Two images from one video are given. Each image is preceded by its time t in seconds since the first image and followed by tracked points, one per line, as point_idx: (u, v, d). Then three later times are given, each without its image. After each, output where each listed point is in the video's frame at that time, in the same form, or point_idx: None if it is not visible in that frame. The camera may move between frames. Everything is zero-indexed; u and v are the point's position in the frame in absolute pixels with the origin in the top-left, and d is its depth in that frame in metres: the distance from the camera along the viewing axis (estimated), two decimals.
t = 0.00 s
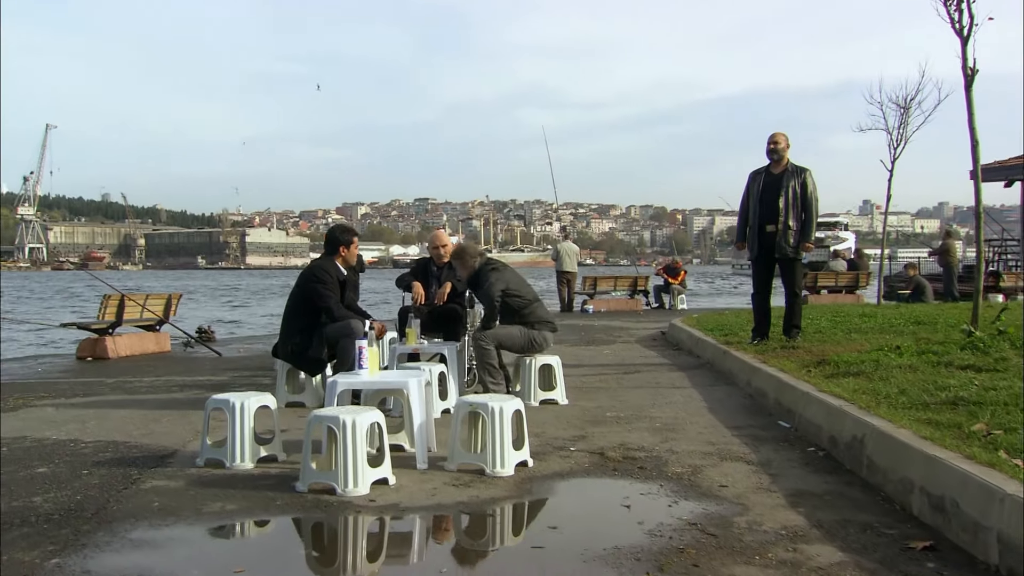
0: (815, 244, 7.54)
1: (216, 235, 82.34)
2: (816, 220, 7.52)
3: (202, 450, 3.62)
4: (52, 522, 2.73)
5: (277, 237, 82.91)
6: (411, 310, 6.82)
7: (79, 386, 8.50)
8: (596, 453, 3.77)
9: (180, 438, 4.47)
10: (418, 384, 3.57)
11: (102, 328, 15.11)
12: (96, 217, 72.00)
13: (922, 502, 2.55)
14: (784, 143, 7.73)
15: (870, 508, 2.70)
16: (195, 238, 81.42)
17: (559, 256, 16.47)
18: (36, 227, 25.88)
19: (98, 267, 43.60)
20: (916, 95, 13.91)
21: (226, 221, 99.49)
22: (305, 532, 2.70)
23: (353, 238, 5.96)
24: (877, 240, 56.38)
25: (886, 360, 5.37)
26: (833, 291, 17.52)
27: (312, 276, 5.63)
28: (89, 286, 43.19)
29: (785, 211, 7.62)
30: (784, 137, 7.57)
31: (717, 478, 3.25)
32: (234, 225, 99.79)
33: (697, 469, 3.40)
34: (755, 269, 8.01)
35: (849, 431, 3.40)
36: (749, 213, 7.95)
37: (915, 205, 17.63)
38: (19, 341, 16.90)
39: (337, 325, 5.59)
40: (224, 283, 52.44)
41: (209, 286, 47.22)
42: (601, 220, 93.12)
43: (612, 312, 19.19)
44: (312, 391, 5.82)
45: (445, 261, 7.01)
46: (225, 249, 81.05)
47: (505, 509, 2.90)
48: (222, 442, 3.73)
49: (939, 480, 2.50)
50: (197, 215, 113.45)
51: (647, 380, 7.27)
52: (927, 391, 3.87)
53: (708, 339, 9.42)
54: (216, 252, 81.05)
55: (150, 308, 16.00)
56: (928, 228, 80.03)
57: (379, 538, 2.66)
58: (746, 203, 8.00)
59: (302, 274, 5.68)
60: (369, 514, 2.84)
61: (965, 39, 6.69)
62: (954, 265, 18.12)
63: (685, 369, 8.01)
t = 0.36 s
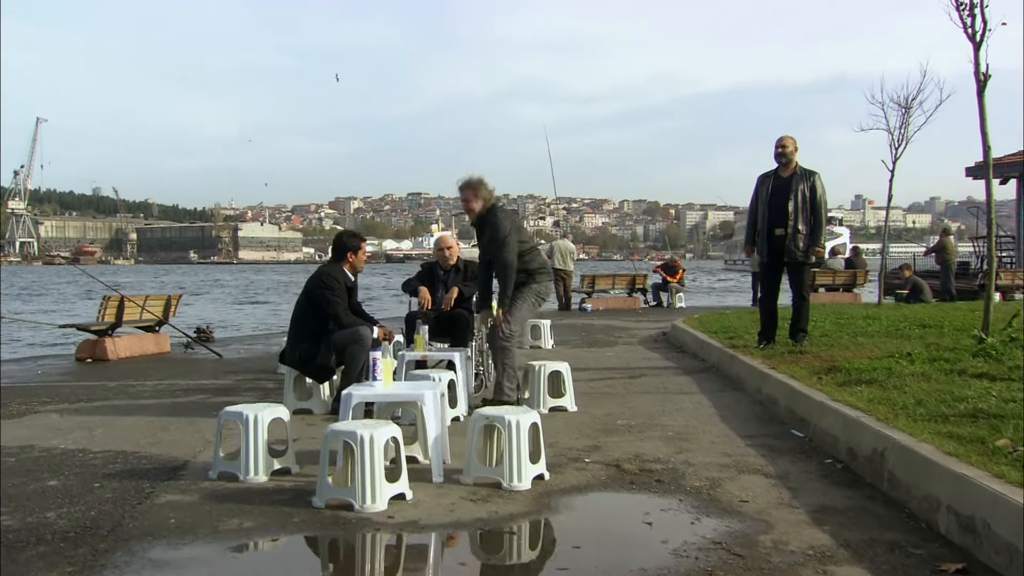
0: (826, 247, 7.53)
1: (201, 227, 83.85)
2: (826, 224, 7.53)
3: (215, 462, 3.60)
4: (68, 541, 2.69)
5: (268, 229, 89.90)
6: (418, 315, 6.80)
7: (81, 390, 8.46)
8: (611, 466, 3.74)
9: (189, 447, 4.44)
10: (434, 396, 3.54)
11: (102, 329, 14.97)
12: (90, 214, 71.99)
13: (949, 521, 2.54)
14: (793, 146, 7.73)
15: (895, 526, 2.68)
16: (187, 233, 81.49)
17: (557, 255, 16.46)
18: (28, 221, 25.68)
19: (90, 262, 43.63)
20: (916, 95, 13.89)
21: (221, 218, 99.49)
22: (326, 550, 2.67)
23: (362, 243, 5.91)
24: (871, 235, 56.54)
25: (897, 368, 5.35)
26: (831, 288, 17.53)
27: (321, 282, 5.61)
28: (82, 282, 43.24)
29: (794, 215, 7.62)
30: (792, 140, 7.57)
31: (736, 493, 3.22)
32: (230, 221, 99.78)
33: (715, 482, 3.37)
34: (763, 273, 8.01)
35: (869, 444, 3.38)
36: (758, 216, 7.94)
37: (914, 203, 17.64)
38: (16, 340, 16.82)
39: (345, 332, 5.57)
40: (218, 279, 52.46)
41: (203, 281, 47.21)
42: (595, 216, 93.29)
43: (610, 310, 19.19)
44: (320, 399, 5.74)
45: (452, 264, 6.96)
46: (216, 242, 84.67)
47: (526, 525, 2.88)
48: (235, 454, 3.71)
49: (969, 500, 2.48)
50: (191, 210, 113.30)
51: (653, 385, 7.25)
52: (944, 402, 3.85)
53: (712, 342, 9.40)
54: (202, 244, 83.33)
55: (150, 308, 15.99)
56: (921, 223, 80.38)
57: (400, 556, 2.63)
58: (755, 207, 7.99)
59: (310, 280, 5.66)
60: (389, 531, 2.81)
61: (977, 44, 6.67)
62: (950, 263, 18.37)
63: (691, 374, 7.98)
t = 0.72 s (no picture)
0: (837, 255, 7.50)
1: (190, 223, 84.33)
2: (837, 231, 7.52)
3: (228, 479, 3.56)
4: (86, 567, 2.66)
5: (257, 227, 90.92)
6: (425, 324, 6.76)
7: (83, 398, 8.42)
8: (628, 482, 3.71)
9: (199, 462, 4.41)
10: (450, 412, 3.51)
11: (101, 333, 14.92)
12: (82, 212, 71.92)
13: (980, 545, 2.53)
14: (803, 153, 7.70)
15: (923, 549, 2.66)
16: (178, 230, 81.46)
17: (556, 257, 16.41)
18: (21, 222, 25.57)
19: (80, 260, 43.64)
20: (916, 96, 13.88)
21: (215, 217, 99.54)
22: (347, 574, 2.64)
23: (369, 253, 5.86)
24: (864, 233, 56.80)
25: (910, 378, 5.32)
26: (828, 289, 17.55)
27: (328, 292, 5.57)
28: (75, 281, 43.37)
29: (805, 222, 7.60)
30: (803, 147, 7.54)
31: (757, 511, 3.20)
32: (223, 221, 99.87)
33: (735, 500, 3.34)
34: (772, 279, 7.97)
35: (889, 462, 3.36)
36: (768, 223, 7.91)
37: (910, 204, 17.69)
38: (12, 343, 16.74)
39: (352, 342, 5.54)
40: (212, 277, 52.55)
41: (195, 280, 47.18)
42: (588, 214, 93.46)
43: (608, 310, 19.19)
44: (328, 409, 5.70)
45: (457, 271, 6.92)
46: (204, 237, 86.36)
47: (547, 547, 2.85)
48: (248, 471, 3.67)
49: (1002, 525, 2.46)
50: (184, 209, 113.13)
51: (659, 393, 7.22)
52: (962, 417, 3.83)
53: (717, 348, 9.39)
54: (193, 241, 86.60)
55: (148, 312, 15.96)
56: (912, 220, 80.80)
57: None
58: (765, 213, 7.95)
59: (317, 290, 5.62)
60: (410, 553, 2.78)
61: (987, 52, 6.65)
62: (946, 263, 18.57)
63: (697, 381, 7.96)
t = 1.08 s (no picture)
0: (844, 265, 7.55)
1: (177, 222, 84.02)
2: (844, 241, 7.57)
3: (238, 499, 3.53)
4: None
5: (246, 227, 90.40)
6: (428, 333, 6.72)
7: (79, 408, 8.34)
8: (641, 500, 3.68)
9: (205, 478, 4.36)
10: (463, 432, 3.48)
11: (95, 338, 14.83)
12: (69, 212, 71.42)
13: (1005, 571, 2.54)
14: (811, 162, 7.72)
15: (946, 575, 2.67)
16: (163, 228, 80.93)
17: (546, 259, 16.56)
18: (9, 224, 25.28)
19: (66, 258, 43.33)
20: (911, 101, 13.92)
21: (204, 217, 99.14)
22: None
23: (373, 263, 5.74)
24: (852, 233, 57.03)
25: (916, 391, 5.33)
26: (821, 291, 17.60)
27: (332, 304, 5.54)
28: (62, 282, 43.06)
29: (814, 231, 7.62)
30: (812, 156, 7.57)
31: (774, 532, 3.18)
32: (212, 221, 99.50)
33: (750, 520, 3.32)
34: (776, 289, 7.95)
35: (906, 481, 3.35)
36: (775, 231, 7.90)
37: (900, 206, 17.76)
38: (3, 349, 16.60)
39: (357, 355, 5.52)
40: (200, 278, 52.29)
41: (182, 280, 46.85)
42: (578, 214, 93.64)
43: (602, 313, 19.20)
44: (332, 421, 5.65)
45: (460, 280, 6.87)
46: (189, 235, 86.29)
47: (566, 571, 2.82)
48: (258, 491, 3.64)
49: None
50: (173, 209, 112.51)
51: (661, 402, 7.21)
52: (975, 435, 3.83)
53: (717, 356, 9.37)
54: (179, 239, 86.37)
55: (142, 317, 15.87)
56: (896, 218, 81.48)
57: None
58: (771, 222, 7.94)
59: (321, 302, 5.58)
60: None
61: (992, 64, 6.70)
62: (936, 264, 18.91)
63: (700, 390, 7.94)
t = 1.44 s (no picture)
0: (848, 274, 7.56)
1: (161, 219, 83.59)
2: (848, 250, 7.56)
3: (247, 518, 3.50)
4: None
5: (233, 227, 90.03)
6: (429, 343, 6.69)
7: (74, 417, 8.27)
8: (652, 517, 3.67)
9: (210, 494, 4.32)
10: (474, 450, 3.45)
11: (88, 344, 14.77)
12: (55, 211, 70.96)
13: None
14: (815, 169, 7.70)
15: None
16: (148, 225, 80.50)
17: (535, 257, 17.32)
18: None
19: (48, 256, 43.01)
20: (903, 106, 13.99)
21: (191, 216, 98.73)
22: None
23: (377, 274, 5.74)
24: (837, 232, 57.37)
25: (921, 403, 5.33)
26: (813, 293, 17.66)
27: (335, 315, 5.51)
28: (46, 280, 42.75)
29: (818, 239, 7.61)
30: (816, 164, 7.56)
31: (790, 552, 3.17)
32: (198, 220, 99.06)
33: (764, 539, 3.32)
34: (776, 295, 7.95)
35: (920, 500, 3.35)
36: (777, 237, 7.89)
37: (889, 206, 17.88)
38: None
39: (360, 367, 5.50)
40: (187, 275, 52.15)
41: (169, 279, 46.63)
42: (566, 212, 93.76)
43: (594, 314, 19.21)
44: (335, 433, 5.60)
45: (460, 288, 6.89)
46: (173, 232, 85.90)
47: None
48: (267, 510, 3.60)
49: None
50: (160, 207, 111.89)
51: (662, 411, 7.20)
52: (986, 452, 3.83)
53: (716, 362, 9.35)
54: (163, 235, 85.80)
55: (134, 321, 15.79)
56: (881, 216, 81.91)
57: None
58: (773, 228, 7.93)
59: (323, 312, 5.55)
60: None
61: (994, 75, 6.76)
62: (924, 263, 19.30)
63: (700, 399, 7.92)
